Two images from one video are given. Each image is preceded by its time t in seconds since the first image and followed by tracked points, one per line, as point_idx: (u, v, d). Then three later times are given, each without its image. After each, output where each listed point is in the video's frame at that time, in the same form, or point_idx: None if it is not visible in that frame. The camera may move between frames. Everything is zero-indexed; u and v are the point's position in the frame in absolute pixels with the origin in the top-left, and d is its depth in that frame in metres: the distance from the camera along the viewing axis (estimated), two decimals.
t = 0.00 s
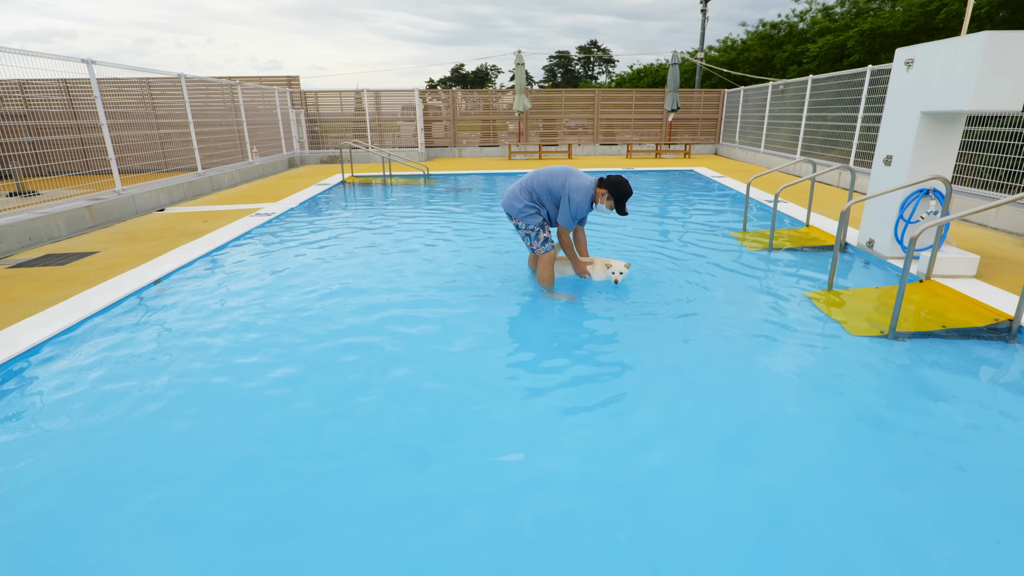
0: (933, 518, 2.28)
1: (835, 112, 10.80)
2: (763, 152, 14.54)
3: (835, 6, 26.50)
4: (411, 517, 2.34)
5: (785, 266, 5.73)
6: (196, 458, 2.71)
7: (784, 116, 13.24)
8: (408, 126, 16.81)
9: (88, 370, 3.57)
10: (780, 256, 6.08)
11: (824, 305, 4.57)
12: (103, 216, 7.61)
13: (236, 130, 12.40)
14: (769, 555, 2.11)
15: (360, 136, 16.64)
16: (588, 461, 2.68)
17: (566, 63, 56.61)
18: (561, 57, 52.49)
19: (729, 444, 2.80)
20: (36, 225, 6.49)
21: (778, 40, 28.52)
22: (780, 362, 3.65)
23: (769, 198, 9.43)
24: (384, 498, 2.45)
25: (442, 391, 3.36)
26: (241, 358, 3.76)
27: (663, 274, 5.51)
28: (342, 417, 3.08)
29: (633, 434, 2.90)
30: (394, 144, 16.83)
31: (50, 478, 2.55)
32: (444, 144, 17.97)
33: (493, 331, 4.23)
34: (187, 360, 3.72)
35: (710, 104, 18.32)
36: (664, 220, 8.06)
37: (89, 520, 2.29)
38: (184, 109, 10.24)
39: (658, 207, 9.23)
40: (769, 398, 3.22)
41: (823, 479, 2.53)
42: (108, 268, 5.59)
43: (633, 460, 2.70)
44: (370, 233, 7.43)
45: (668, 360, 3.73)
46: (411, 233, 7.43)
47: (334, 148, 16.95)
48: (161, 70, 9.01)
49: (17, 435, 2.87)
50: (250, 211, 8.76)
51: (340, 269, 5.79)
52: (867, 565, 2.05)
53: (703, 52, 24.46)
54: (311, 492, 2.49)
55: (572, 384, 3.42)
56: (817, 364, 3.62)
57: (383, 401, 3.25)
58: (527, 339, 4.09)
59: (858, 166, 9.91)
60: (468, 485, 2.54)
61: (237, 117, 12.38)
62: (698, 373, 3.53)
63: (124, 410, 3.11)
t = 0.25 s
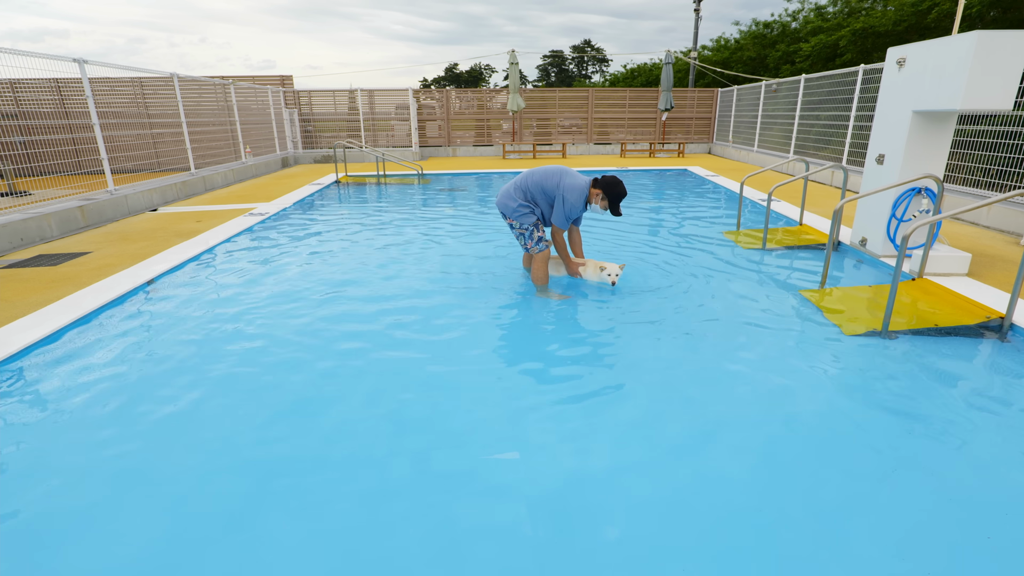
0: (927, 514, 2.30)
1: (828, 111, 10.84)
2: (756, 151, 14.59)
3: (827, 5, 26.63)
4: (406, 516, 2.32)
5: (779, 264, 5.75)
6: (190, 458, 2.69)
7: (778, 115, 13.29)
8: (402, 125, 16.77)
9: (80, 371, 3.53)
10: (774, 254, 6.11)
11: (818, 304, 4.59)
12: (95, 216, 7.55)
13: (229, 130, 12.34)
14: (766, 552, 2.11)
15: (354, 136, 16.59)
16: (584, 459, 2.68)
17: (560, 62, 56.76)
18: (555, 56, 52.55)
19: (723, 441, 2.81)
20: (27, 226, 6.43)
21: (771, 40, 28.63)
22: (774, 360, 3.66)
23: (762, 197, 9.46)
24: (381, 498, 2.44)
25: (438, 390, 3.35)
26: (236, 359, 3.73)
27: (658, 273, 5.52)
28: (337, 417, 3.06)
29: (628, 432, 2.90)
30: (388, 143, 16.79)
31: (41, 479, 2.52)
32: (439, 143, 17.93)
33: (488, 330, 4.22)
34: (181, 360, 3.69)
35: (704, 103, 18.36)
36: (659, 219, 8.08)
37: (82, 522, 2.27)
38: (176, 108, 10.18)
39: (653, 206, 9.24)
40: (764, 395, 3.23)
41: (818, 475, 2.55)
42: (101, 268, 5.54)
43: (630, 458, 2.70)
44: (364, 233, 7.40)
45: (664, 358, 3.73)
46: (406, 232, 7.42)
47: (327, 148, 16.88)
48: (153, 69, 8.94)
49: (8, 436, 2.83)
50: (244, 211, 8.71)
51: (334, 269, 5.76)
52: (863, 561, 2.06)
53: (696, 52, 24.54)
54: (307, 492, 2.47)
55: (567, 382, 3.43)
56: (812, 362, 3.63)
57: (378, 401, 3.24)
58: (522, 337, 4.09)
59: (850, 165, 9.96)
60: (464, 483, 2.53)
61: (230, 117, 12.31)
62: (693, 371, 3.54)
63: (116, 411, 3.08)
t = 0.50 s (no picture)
0: (923, 512, 2.31)
1: (824, 111, 10.88)
2: (753, 150, 14.63)
3: (824, 5, 26.70)
4: (406, 516, 2.33)
5: (775, 263, 5.77)
6: (189, 458, 2.69)
7: (774, 115, 13.32)
8: (399, 125, 16.75)
9: (77, 371, 3.53)
10: (771, 253, 6.13)
11: (814, 302, 4.60)
12: (91, 216, 7.52)
13: (226, 130, 12.31)
14: (764, 551, 2.12)
15: (351, 135, 16.58)
16: (582, 458, 2.69)
17: (557, 62, 56.79)
18: (552, 56, 52.59)
19: (721, 439, 2.82)
20: (23, 226, 6.41)
21: (767, 39, 28.69)
22: (771, 359, 3.67)
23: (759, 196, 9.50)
24: (380, 497, 2.44)
25: (436, 389, 3.35)
26: (233, 359, 3.73)
27: (655, 272, 5.53)
28: (336, 417, 3.06)
29: (626, 431, 2.91)
30: (385, 143, 16.77)
31: (40, 480, 2.52)
32: (436, 143, 17.92)
33: (486, 329, 4.23)
34: (179, 360, 3.69)
35: (701, 103, 18.39)
36: (656, 219, 8.09)
37: (81, 522, 2.27)
38: (172, 108, 10.16)
39: (650, 205, 9.25)
40: (761, 394, 3.24)
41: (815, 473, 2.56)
42: (97, 268, 5.53)
43: (628, 456, 2.71)
44: (361, 233, 7.39)
45: (661, 357, 3.74)
46: (403, 232, 7.42)
47: (324, 148, 16.85)
48: (149, 69, 8.92)
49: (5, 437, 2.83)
50: (241, 211, 8.70)
51: (332, 269, 5.76)
52: (861, 559, 2.07)
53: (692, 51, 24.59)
54: (306, 491, 2.48)
55: (565, 381, 3.43)
56: (809, 361, 3.64)
57: (376, 400, 3.24)
58: (520, 337, 4.09)
59: (846, 164, 9.99)
60: (463, 482, 2.54)
61: (226, 116, 12.28)
62: (690, 370, 3.55)
63: (114, 411, 3.08)
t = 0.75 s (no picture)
0: (922, 510, 2.32)
1: (823, 109, 10.88)
2: (752, 149, 14.64)
3: (823, 4, 26.68)
4: (406, 516, 2.33)
5: (775, 262, 5.77)
6: (187, 459, 2.68)
7: (773, 114, 13.33)
8: (398, 124, 16.75)
9: (76, 371, 3.53)
10: (770, 252, 6.14)
11: (813, 301, 4.61)
12: (90, 216, 7.52)
13: (225, 130, 12.31)
14: (762, 548, 2.13)
15: (350, 135, 16.58)
16: (581, 458, 2.69)
17: (556, 61, 56.78)
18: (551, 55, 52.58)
19: (721, 438, 2.82)
20: (22, 227, 6.40)
21: (766, 38, 28.68)
22: (771, 358, 3.68)
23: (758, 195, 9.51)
24: (379, 499, 2.44)
25: (435, 389, 3.35)
26: (233, 359, 3.73)
27: (654, 271, 5.54)
28: (336, 417, 3.06)
29: (626, 431, 2.91)
30: (384, 142, 16.77)
31: (40, 480, 2.52)
32: (435, 142, 17.92)
33: (486, 329, 4.23)
34: (178, 360, 3.69)
35: (700, 102, 18.39)
36: (656, 218, 8.10)
37: (81, 523, 2.27)
38: (171, 108, 10.15)
39: (650, 204, 9.25)
40: (760, 393, 3.25)
41: (814, 472, 2.56)
42: (96, 269, 5.54)
43: (627, 456, 2.71)
44: (361, 233, 7.39)
45: (660, 356, 3.75)
46: (403, 232, 7.42)
47: (323, 148, 16.85)
48: (148, 69, 8.92)
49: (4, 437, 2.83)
50: (240, 211, 8.70)
51: (331, 268, 5.76)
52: (861, 558, 2.07)
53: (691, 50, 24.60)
54: (306, 492, 2.48)
55: (564, 381, 3.44)
56: (809, 360, 3.64)
57: (376, 401, 3.23)
58: (519, 336, 4.10)
59: (845, 163, 10.00)
60: (462, 482, 2.54)
61: (225, 116, 12.28)
62: (689, 369, 3.56)
63: (113, 411, 3.08)
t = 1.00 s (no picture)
0: (921, 508, 2.33)
1: (822, 108, 10.89)
2: (751, 148, 14.64)
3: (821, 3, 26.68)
4: (407, 515, 2.34)
5: (774, 260, 5.78)
6: (188, 460, 2.69)
7: (772, 113, 13.33)
8: (398, 124, 16.76)
9: (77, 371, 3.54)
10: (769, 250, 6.15)
11: (813, 300, 4.62)
12: (89, 216, 7.53)
13: (224, 130, 12.32)
14: (764, 548, 2.13)
15: (350, 135, 16.58)
16: (581, 456, 2.70)
17: (556, 60, 56.78)
18: (550, 54, 52.56)
19: (720, 437, 2.83)
20: (22, 227, 6.41)
21: (765, 37, 28.68)
22: (771, 356, 3.68)
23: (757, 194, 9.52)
24: (381, 499, 2.44)
25: (436, 389, 3.36)
26: (233, 358, 3.74)
27: (654, 270, 5.54)
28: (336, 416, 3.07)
29: (626, 430, 2.92)
30: (384, 142, 16.77)
31: (42, 480, 2.53)
32: (435, 142, 17.92)
33: (486, 328, 4.24)
34: (179, 360, 3.70)
35: (699, 101, 18.39)
36: (655, 217, 8.10)
37: (83, 523, 2.28)
38: (171, 108, 10.17)
39: (650, 203, 9.26)
40: (760, 392, 3.25)
41: (813, 470, 2.57)
42: (96, 269, 5.55)
43: (627, 454, 2.72)
44: (360, 232, 7.40)
45: (660, 355, 3.75)
46: (403, 231, 7.43)
47: (323, 147, 16.85)
48: (147, 69, 8.93)
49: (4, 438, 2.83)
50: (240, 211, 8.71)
51: (331, 268, 5.77)
52: (862, 557, 2.07)
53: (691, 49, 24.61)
54: (307, 491, 2.49)
55: (564, 380, 3.45)
56: (808, 358, 3.65)
57: (377, 400, 3.24)
58: (520, 335, 4.10)
59: (845, 162, 10.00)
60: (463, 481, 2.55)
61: (225, 116, 12.29)
62: (689, 368, 3.56)
63: (115, 411, 3.09)
